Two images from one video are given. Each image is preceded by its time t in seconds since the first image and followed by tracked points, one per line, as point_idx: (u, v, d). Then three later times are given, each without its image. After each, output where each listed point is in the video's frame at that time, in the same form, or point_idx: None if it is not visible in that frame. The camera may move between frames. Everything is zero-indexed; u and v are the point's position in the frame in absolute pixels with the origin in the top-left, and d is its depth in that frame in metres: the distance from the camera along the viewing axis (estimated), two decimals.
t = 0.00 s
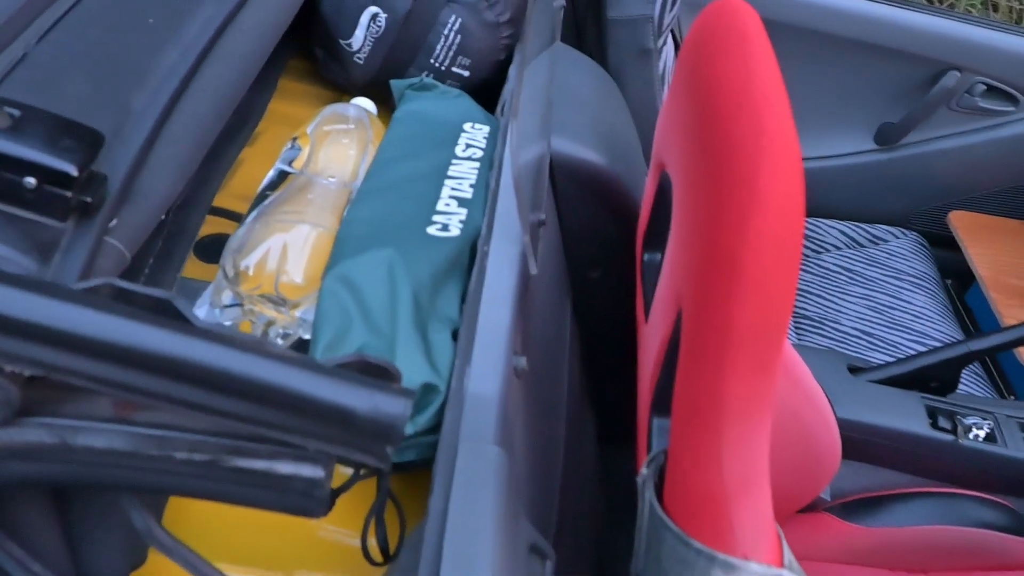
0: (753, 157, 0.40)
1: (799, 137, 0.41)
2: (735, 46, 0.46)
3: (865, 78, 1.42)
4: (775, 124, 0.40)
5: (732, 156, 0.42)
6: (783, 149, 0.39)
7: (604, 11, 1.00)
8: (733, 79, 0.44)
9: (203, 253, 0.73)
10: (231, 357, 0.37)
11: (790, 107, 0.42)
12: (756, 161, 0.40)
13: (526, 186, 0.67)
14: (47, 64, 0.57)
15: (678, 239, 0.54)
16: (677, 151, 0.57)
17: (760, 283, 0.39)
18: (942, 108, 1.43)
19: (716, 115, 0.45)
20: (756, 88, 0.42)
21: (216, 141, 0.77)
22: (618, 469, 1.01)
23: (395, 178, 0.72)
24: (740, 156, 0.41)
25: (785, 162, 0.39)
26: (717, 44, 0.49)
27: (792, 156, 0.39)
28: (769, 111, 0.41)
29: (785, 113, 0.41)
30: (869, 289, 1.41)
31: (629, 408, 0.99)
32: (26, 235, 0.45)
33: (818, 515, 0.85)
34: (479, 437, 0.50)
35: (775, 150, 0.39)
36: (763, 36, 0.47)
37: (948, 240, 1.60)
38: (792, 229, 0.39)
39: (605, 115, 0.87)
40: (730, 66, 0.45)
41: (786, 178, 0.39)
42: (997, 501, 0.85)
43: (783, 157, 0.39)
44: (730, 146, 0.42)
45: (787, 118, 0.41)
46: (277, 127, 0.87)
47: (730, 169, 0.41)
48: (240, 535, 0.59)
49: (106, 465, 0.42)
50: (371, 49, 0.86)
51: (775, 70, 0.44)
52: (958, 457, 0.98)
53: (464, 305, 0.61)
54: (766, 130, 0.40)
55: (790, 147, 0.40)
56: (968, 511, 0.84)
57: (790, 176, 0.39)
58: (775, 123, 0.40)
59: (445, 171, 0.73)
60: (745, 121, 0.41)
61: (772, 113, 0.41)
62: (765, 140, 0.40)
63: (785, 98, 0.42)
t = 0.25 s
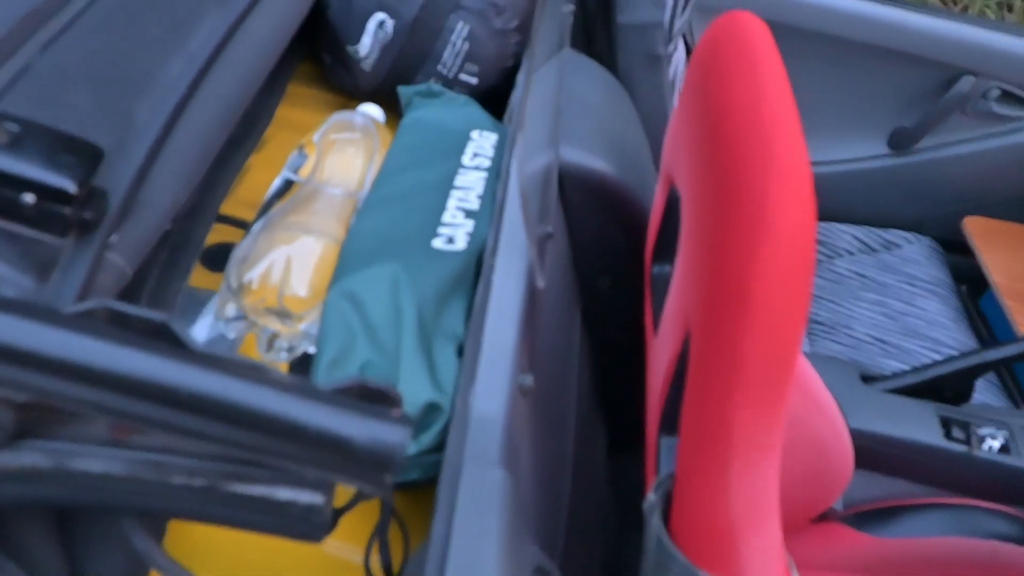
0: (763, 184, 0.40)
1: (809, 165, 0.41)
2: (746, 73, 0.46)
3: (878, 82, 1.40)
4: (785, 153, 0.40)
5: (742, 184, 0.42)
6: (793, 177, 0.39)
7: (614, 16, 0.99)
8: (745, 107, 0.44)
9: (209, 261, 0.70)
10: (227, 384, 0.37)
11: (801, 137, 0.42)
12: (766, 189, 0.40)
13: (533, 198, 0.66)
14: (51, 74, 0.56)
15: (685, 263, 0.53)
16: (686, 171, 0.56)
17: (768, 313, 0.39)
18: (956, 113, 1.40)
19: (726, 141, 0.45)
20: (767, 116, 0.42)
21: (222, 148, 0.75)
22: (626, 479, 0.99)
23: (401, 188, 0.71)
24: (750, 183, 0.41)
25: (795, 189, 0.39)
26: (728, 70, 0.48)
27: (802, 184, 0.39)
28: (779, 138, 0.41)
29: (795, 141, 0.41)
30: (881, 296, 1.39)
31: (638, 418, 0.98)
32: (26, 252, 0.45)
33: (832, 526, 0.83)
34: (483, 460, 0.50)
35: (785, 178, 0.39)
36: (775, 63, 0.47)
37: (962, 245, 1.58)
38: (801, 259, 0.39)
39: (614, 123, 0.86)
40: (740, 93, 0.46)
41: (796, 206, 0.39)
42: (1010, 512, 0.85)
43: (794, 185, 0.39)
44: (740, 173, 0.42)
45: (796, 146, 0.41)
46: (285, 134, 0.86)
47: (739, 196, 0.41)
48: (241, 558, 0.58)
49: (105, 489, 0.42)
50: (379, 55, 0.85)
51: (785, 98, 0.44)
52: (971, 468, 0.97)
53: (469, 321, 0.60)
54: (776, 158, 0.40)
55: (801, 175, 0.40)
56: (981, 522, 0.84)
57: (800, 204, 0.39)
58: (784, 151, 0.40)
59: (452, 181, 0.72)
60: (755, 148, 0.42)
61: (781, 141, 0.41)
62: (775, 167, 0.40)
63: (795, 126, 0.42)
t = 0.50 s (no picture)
0: (770, 197, 0.39)
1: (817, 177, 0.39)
2: (752, 82, 0.45)
3: (889, 85, 1.39)
4: (792, 164, 0.39)
5: (748, 196, 0.41)
6: (801, 189, 0.38)
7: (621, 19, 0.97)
8: (750, 117, 0.43)
9: (212, 267, 0.69)
10: (220, 402, 0.36)
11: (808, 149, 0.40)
12: (772, 201, 0.38)
13: (536, 205, 0.66)
14: (49, 81, 0.56)
15: (690, 273, 0.52)
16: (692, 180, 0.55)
17: (773, 334, 0.37)
18: (969, 116, 1.38)
19: (732, 151, 0.44)
20: (773, 125, 0.41)
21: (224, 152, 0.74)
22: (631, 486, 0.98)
23: (404, 195, 0.70)
24: (756, 196, 0.40)
25: (802, 204, 0.38)
26: (734, 78, 0.47)
27: (810, 196, 0.38)
28: (786, 149, 0.40)
29: (802, 152, 0.40)
30: (891, 300, 1.37)
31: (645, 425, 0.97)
32: (21, 264, 0.45)
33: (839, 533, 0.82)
34: (483, 474, 0.49)
35: (792, 191, 0.38)
36: (783, 71, 0.45)
37: (974, 250, 1.56)
38: (807, 278, 0.37)
39: (620, 127, 0.84)
40: (746, 102, 0.44)
41: (803, 220, 0.38)
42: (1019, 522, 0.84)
43: (801, 197, 0.38)
44: (746, 185, 0.41)
45: (804, 158, 0.40)
46: (288, 136, 0.85)
47: (745, 209, 0.40)
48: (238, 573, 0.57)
49: (99, 504, 0.41)
50: (383, 59, 0.85)
51: (793, 106, 0.42)
52: (982, 477, 0.95)
53: (471, 331, 0.59)
54: (782, 170, 0.39)
55: (808, 188, 0.39)
56: (990, 531, 0.82)
57: (808, 218, 0.38)
58: (791, 162, 0.39)
59: (455, 188, 0.71)
60: (762, 159, 0.40)
61: (788, 152, 0.40)
62: (782, 179, 0.39)
63: (803, 136, 0.41)
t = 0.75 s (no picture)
0: (774, 204, 0.38)
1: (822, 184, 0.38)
2: (757, 86, 0.44)
3: (895, 86, 1.38)
4: (796, 171, 0.38)
5: (752, 204, 0.40)
6: (805, 197, 0.37)
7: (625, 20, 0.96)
8: (755, 123, 0.42)
9: (209, 272, 0.68)
10: (210, 413, 0.35)
11: (813, 156, 0.39)
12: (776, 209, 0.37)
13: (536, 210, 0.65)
14: (45, 84, 0.55)
15: (693, 282, 0.51)
16: (694, 187, 0.54)
17: (778, 345, 0.36)
18: (976, 118, 1.37)
19: (735, 158, 0.43)
20: (777, 132, 0.40)
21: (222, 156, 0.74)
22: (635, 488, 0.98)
23: (403, 199, 0.69)
24: (761, 204, 0.39)
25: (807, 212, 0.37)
26: (739, 83, 0.46)
27: (815, 204, 0.37)
28: (790, 156, 0.39)
29: (807, 158, 0.39)
30: (897, 304, 1.35)
31: (648, 431, 0.96)
32: (12, 271, 0.45)
33: (842, 541, 0.80)
34: (481, 485, 0.48)
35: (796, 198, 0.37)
36: (789, 75, 0.44)
37: (981, 252, 1.54)
38: (812, 289, 0.36)
39: (623, 130, 0.83)
40: (750, 108, 0.43)
41: (809, 228, 0.37)
42: None
43: (806, 205, 0.37)
44: (750, 192, 0.40)
45: (809, 164, 0.39)
46: (289, 138, 0.84)
47: (749, 217, 0.39)
48: None
49: (90, 516, 0.40)
50: (384, 61, 0.84)
51: (798, 112, 0.41)
52: (989, 484, 0.94)
53: (471, 338, 0.58)
54: (786, 177, 0.38)
55: (813, 196, 0.38)
56: (996, 539, 0.81)
57: (813, 226, 0.37)
58: (796, 169, 0.38)
59: (456, 192, 0.70)
60: (766, 166, 0.39)
61: (793, 159, 0.39)
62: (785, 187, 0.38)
63: (807, 142, 0.40)
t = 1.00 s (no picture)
0: (774, 214, 0.37)
1: (823, 193, 0.38)
2: (759, 94, 0.43)
3: (898, 90, 1.37)
4: (798, 179, 0.38)
5: (753, 213, 0.39)
6: (805, 206, 0.37)
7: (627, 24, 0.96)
8: (756, 132, 0.41)
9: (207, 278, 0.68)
10: (202, 424, 0.34)
11: (815, 165, 0.39)
12: (776, 218, 0.37)
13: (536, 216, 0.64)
14: (41, 89, 0.55)
15: (695, 290, 0.50)
16: (694, 195, 0.54)
17: (778, 358, 0.35)
18: (980, 123, 1.36)
19: (736, 166, 0.43)
20: (778, 139, 0.40)
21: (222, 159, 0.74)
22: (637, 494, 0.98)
23: (402, 204, 0.69)
24: (761, 213, 0.38)
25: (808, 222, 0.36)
26: (741, 90, 0.46)
27: (816, 212, 0.37)
28: (791, 164, 0.38)
29: (809, 166, 0.39)
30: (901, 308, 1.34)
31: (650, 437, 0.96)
32: (4, 278, 0.45)
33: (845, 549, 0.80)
34: (477, 496, 0.48)
35: (796, 208, 0.37)
36: (791, 83, 0.44)
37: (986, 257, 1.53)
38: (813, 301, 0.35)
39: (625, 135, 0.83)
40: (751, 115, 0.43)
41: (810, 238, 0.36)
42: None
43: (807, 214, 0.37)
44: (751, 201, 0.40)
45: (811, 172, 0.38)
46: (288, 143, 0.84)
47: (750, 227, 0.39)
48: None
49: (83, 527, 0.40)
50: (383, 65, 0.83)
51: (800, 119, 0.41)
52: (992, 491, 0.93)
53: (470, 346, 0.57)
54: (787, 186, 0.38)
55: (814, 205, 0.37)
56: (999, 546, 0.80)
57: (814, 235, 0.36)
58: (796, 178, 0.38)
59: (456, 198, 0.70)
60: (767, 175, 0.39)
61: (794, 167, 0.38)
62: (786, 196, 0.37)
63: (809, 150, 0.40)
